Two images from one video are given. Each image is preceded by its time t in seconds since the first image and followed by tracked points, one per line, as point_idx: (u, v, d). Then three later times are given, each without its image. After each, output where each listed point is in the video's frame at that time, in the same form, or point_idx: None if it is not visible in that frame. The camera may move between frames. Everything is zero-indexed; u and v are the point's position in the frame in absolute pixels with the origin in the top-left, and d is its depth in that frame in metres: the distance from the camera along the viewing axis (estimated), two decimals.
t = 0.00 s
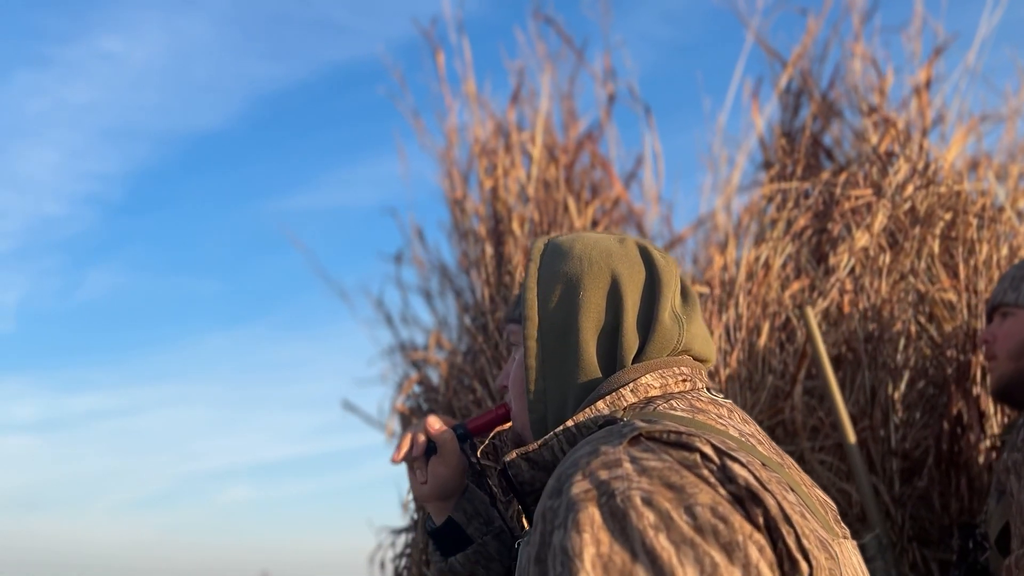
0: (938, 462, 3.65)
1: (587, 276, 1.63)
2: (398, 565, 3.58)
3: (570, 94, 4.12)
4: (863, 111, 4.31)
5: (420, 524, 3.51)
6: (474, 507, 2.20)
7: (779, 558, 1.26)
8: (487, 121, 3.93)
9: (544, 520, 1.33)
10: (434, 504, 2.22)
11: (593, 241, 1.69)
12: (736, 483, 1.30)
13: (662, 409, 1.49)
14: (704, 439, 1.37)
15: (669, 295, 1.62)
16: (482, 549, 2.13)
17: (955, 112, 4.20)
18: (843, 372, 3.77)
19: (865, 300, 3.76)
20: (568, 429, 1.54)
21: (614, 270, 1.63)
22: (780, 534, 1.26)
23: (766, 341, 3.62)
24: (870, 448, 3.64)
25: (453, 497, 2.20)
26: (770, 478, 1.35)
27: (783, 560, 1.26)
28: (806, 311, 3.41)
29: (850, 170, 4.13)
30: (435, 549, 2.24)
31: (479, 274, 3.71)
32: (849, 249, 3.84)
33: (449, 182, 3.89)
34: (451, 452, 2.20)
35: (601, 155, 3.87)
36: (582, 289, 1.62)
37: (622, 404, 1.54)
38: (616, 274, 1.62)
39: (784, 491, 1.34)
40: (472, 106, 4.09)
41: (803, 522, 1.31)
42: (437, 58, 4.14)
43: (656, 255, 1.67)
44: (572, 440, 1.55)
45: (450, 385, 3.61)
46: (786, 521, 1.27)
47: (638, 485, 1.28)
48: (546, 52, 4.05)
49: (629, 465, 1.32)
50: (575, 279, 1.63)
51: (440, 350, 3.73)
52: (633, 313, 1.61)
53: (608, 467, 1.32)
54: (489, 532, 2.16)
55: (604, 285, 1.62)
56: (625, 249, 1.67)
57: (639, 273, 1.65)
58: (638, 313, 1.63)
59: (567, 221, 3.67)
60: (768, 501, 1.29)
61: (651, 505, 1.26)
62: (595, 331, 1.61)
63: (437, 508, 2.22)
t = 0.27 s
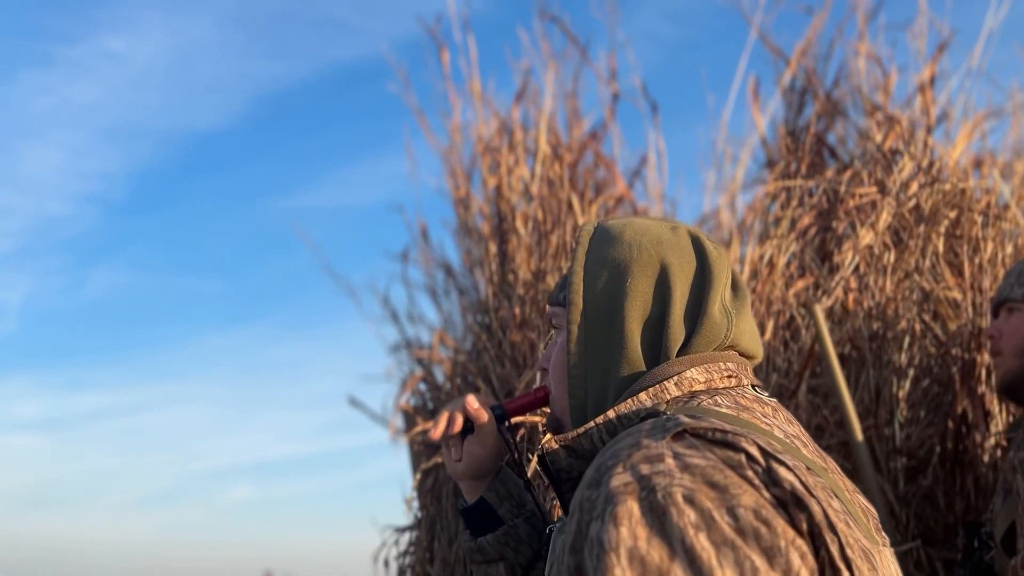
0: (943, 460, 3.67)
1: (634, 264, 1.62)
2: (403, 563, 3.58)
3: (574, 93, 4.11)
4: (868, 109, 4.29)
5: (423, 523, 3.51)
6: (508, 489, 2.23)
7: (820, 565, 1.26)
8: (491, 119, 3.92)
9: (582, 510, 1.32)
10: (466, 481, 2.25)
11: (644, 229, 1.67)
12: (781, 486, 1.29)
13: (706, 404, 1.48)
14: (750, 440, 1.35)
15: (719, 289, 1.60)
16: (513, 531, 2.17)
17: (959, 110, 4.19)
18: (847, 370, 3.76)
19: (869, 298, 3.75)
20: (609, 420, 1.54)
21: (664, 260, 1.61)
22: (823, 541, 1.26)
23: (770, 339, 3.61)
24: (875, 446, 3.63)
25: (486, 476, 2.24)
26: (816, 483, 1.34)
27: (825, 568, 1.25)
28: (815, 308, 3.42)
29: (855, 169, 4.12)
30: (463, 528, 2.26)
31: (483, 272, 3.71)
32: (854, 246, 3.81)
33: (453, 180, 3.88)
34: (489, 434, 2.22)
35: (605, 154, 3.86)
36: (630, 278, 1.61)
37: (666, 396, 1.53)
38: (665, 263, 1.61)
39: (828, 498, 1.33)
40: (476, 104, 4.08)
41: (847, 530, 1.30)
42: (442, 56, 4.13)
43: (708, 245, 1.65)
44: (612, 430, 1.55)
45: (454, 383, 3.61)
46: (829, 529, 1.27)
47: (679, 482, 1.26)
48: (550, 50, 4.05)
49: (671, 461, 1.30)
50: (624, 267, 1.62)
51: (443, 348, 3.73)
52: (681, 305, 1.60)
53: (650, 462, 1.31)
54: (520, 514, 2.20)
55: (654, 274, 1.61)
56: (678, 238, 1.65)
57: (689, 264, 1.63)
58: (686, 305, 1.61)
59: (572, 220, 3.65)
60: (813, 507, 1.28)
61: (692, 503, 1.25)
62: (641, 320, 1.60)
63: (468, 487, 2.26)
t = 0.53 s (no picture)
0: (946, 459, 3.67)
1: (692, 250, 1.61)
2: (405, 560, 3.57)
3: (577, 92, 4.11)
4: (870, 108, 4.29)
5: (425, 521, 3.51)
6: (545, 471, 2.36)
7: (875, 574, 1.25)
8: (493, 118, 3.92)
9: (634, 497, 1.33)
10: (506, 460, 2.42)
11: (704, 217, 1.67)
12: (841, 491, 1.28)
13: (763, 399, 1.47)
14: (811, 441, 1.34)
15: (779, 281, 1.59)
16: (548, 512, 2.29)
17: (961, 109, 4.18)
18: (850, 368, 3.75)
19: (872, 297, 3.74)
20: (663, 410, 1.53)
21: (723, 249, 1.61)
22: (881, 550, 1.25)
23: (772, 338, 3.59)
24: (877, 444, 3.63)
25: (526, 456, 2.40)
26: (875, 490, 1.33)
27: None
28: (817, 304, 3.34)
29: (856, 168, 4.11)
30: (501, 506, 2.39)
31: (486, 270, 3.70)
32: (857, 245, 3.80)
33: (456, 178, 3.88)
34: (529, 412, 2.37)
35: (608, 153, 3.85)
36: (687, 264, 1.60)
37: (720, 388, 1.52)
38: (724, 252, 1.60)
39: (887, 506, 1.32)
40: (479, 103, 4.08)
41: (904, 541, 1.29)
42: (443, 55, 4.13)
43: (769, 236, 1.65)
44: (664, 419, 1.53)
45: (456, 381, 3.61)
46: (888, 538, 1.26)
47: (738, 478, 1.26)
48: (551, 49, 4.04)
49: (730, 455, 1.30)
50: (681, 253, 1.61)
51: (445, 347, 3.73)
52: (739, 295, 1.59)
53: (707, 455, 1.31)
54: (557, 497, 2.33)
55: (711, 262, 1.60)
56: (737, 229, 1.65)
57: (748, 255, 1.63)
58: (743, 296, 1.60)
59: (574, 218, 3.64)
60: (873, 515, 1.27)
61: (750, 499, 1.24)
62: (695, 307, 1.59)
63: (507, 465, 2.42)
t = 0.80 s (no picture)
0: (945, 458, 3.68)
1: (749, 248, 1.60)
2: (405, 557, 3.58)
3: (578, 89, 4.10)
4: (871, 109, 4.29)
5: (426, 519, 3.51)
6: (593, 462, 2.35)
7: None
8: (495, 116, 3.92)
9: (678, 497, 1.32)
10: (554, 449, 2.40)
11: (767, 216, 1.65)
12: (891, 507, 1.24)
13: (817, 408, 1.43)
14: (864, 454, 1.29)
15: (840, 286, 1.58)
16: (595, 504, 2.28)
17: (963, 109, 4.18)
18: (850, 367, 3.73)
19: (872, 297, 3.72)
20: (713, 413, 1.51)
21: (783, 249, 1.59)
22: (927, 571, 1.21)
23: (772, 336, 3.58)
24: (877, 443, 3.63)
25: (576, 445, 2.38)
26: (926, 508, 1.29)
27: None
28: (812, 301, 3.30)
29: (858, 166, 4.12)
30: (547, 492, 2.41)
31: (487, 269, 3.71)
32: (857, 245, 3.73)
33: (457, 177, 3.88)
34: (579, 403, 2.36)
35: (609, 151, 3.85)
36: (743, 263, 1.59)
37: (774, 392, 1.49)
38: (783, 252, 1.59)
39: (938, 525, 1.28)
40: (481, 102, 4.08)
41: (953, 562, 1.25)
42: (445, 54, 4.13)
43: (832, 238, 1.63)
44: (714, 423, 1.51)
45: (457, 379, 3.63)
46: (936, 559, 1.22)
47: (784, 486, 1.23)
48: (554, 47, 4.04)
49: (778, 462, 1.27)
50: (738, 251, 1.61)
51: (446, 345, 3.74)
52: (796, 297, 1.58)
53: (755, 460, 1.28)
54: (604, 488, 2.32)
55: (768, 262, 1.59)
56: (800, 230, 1.63)
57: (809, 257, 1.61)
58: (800, 298, 1.59)
59: (575, 216, 3.63)
60: (921, 534, 1.23)
61: (795, 509, 1.21)
62: (750, 305, 1.58)
63: (557, 454, 2.40)
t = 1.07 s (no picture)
0: (944, 458, 3.69)
1: (752, 243, 1.58)
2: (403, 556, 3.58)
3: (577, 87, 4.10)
4: (870, 107, 4.29)
5: (424, 518, 3.51)
6: (610, 466, 2.28)
7: None
8: (494, 115, 3.92)
9: (667, 501, 1.30)
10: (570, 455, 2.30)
11: (771, 208, 1.64)
12: (882, 516, 1.21)
13: (815, 408, 1.42)
14: (857, 460, 1.26)
15: (842, 281, 1.56)
16: (613, 507, 2.19)
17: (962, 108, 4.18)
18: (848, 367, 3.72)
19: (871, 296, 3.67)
20: (710, 411, 1.51)
21: (785, 243, 1.58)
22: None
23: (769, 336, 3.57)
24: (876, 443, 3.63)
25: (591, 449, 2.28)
26: (923, 516, 1.25)
27: None
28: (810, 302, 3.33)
29: (857, 166, 4.12)
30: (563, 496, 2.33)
31: (486, 268, 3.71)
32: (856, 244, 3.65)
33: (456, 176, 3.88)
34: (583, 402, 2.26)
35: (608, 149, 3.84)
36: (745, 257, 1.58)
37: (772, 392, 1.49)
38: (785, 246, 1.57)
39: (935, 535, 1.24)
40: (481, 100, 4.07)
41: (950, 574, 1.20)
42: (443, 52, 4.13)
43: (836, 232, 1.62)
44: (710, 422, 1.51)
45: (455, 378, 3.63)
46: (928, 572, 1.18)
47: (770, 492, 1.21)
48: (553, 45, 4.03)
49: (766, 468, 1.25)
50: (740, 245, 1.59)
51: (445, 344, 3.74)
52: (798, 293, 1.56)
53: (743, 465, 1.26)
54: (622, 492, 2.24)
55: (770, 256, 1.58)
56: (804, 223, 1.62)
57: (811, 251, 1.60)
58: (802, 294, 1.57)
59: (574, 214, 3.63)
60: (913, 545, 1.19)
61: (779, 517, 1.19)
62: (750, 301, 1.57)
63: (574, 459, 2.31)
